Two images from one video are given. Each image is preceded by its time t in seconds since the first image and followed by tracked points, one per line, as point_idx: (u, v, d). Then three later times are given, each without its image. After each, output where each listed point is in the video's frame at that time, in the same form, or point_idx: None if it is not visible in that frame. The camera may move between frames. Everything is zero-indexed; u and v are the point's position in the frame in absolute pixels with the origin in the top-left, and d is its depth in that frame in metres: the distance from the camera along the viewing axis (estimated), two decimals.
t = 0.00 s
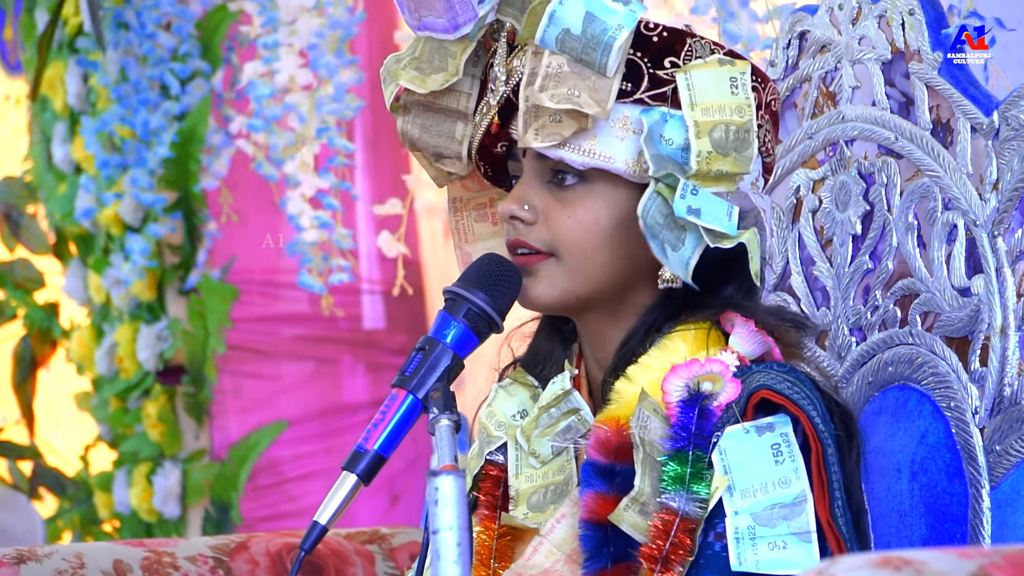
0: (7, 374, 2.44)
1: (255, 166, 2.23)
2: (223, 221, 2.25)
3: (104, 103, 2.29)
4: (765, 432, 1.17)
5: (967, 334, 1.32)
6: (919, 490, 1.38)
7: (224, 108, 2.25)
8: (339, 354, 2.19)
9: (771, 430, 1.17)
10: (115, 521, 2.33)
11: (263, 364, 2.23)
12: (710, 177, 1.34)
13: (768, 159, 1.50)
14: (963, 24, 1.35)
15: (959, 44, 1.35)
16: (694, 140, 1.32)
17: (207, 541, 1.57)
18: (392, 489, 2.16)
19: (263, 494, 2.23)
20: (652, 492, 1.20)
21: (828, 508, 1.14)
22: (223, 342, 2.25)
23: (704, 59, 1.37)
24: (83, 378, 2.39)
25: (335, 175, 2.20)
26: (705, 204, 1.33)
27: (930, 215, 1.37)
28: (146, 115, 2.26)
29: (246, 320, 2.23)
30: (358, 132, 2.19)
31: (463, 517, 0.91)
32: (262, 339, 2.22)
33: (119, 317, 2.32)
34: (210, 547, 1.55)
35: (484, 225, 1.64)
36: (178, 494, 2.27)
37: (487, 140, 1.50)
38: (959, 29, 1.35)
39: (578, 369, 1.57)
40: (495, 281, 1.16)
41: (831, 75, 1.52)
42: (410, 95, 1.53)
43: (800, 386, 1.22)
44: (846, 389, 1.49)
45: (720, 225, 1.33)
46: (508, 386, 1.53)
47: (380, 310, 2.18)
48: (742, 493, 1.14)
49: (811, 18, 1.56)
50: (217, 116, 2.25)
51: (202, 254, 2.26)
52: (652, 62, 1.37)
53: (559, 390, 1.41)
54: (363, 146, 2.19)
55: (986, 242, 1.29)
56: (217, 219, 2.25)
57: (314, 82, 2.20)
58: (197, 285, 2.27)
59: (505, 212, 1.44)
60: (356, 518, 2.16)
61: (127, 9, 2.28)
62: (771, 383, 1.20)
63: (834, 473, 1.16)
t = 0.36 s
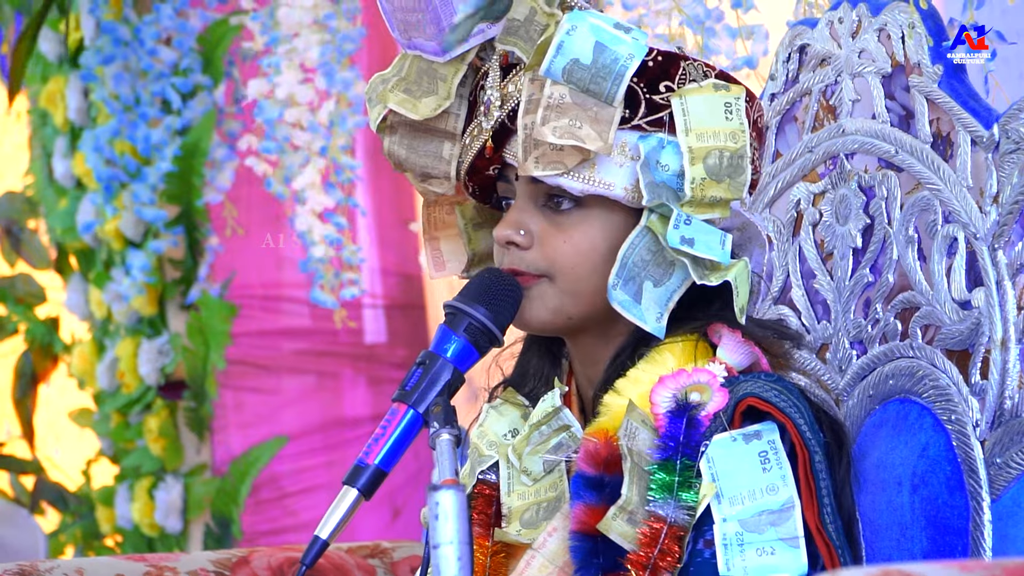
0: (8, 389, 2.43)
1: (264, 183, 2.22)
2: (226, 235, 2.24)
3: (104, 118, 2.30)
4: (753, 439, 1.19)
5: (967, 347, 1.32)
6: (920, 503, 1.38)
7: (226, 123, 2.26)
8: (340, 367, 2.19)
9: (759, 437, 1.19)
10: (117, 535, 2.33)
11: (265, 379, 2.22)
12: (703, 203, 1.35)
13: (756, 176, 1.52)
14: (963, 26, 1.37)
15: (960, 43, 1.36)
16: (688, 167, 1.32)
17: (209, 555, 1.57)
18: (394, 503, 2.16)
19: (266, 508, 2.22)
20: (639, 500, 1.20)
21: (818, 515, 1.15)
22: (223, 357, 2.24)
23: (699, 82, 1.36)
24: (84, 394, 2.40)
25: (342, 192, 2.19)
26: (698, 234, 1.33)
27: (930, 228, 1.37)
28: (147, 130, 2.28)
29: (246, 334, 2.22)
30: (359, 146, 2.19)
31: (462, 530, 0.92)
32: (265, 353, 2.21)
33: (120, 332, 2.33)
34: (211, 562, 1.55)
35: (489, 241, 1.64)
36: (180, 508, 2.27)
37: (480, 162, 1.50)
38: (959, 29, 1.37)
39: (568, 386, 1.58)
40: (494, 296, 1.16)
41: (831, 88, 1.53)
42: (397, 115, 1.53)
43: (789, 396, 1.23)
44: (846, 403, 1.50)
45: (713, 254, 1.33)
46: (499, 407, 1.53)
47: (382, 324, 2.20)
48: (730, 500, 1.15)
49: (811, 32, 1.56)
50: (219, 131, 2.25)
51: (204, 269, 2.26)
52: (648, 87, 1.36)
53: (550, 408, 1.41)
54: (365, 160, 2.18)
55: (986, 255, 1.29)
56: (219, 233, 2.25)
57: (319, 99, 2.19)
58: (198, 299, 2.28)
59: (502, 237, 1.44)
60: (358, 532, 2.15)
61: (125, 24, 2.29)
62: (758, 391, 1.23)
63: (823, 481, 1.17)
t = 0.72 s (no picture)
0: (8, 393, 2.42)
1: (260, 188, 2.22)
2: (223, 241, 2.24)
3: (103, 123, 2.29)
4: (759, 449, 1.19)
5: (966, 353, 1.32)
6: (919, 509, 1.38)
7: (227, 128, 2.24)
8: (339, 373, 2.21)
9: (765, 447, 1.19)
10: (116, 540, 2.33)
11: (265, 383, 2.22)
12: (693, 174, 1.32)
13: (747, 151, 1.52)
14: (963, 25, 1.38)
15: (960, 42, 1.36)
16: (673, 137, 1.31)
17: (206, 560, 1.57)
18: (393, 509, 2.16)
19: (266, 513, 2.23)
20: (643, 506, 1.18)
21: (819, 527, 1.18)
22: (224, 362, 2.24)
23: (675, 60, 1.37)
24: (84, 399, 2.38)
25: (363, 193, 2.20)
26: (682, 208, 1.32)
27: (930, 234, 1.37)
28: (149, 135, 2.26)
29: (248, 340, 2.22)
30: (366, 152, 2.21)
31: (462, 534, 0.92)
32: (264, 358, 2.22)
33: (120, 336, 2.32)
34: (210, 567, 1.55)
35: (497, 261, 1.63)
36: (179, 513, 2.27)
37: (471, 176, 1.52)
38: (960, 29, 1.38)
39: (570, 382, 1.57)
40: (494, 301, 1.15)
41: (831, 94, 1.53)
42: (385, 147, 1.53)
43: (795, 404, 1.25)
44: (846, 409, 1.50)
45: (697, 227, 1.32)
46: (496, 398, 1.55)
47: (382, 330, 2.21)
48: (736, 510, 1.15)
49: (811, 38, 1.56)
50: (219, 136, 2.24)
51: (203, 274, 2.26)
52: (625, 70, 1.37)
53: (549, 402, 1.41)
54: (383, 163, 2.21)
55: (986, 261, 1.29)
56: (218, 238, 2.24)
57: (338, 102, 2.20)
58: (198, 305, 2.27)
59: (504, 242, 1.44)
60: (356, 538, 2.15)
61: (120, 28, 2.26)
62: (763, 400, 1.23)
63: (826, 491, 1.20)
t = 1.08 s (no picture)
0: (8, 397, 2.41)
1: (269, 192, 2.23)
2: (223, 244, 2.24)
3: (104, 126, 2.29)
4: (784, 468, 1.15)
5: (966, 355, 1.32)
6: (919, 511, 1.38)
7: (224, 131, 2.25)
8: (338, 376, 2.21)
9: (790, 466, 1.15)
10: (116, 543, 2.32)
11: (264, 387, 2.23)
12: (678, 157, 1.29)
13: (761, 139, 1.44)
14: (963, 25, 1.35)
15: (958, 43, 1.35)
16: (653, 122, 1.29)
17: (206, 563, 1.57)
18: (393, 512, 2.17)
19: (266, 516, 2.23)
20: (669, 526, 1.15)
21: (844, 550, 1.15)
22: (223, 365, 2.23)
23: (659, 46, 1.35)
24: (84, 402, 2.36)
25: (361, 198, 2.21)
26: (664, 180, 1.27)
27: (929, 237, 1.37)
28: (146, 138, 2.26)
29: (246, 342, 2.22)
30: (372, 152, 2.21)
31: (462, 538, 0.92)
32: (264, 362, 2.22)
33: (119, 340, 2.32)
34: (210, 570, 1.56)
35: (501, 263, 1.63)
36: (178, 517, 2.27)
37: (478, 186, 1.53)
38: (959, 29, 1.35)
39: (592, 380, 1.52)
40: (494, 303, 1.15)
41: (830, 97, 1.53)
42: (402, 168, 1.55)
43: (821, 421, 1.22)
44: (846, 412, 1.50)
45: (681, 201, 1.26)
46: (519, 391, 1.53)
47: (381, 332, 2.21)
48: (760, 529, 1.11)
49: (810, 40, 1.56)
50: (218, 139, 2.25)
51: (202, 277, 2.26)
52: (609, 62, 1.36)
53: (571, 401, 1.41)
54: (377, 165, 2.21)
55: (985, 264, 1.29)
56: (217, 242, 2.25)
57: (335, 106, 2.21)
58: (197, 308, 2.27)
59: (507, 242, 1.42)
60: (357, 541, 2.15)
61: (126, 32, 2.27)
62: (791, 419, 1.20)
63: (852, 510, 1.17)
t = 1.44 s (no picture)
0: (7, 403, 2.36)
1: (265, 196, 2.24)
2: (225, 249, 2.24)
3: (104, 131, 2.30)
4: (799, 485, 1.12)
5: (965, 362, 1.32)
6: (918, 517, 1.38)
7: (225, 136, 2.25)
8: (338, 381, 2.21)
9: (805, 484, 1.12)
10: (116, 548, 2.32)
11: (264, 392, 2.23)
12: (672, 168, 1.24)
13: (776, 144, 1.35)
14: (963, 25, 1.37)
15: (959, 43, 1.36)
16: (644, 133, 1.24)
17: (207, 568, 1.58)
18: (393, 517, 2.17)
19: (264, 522, 2.26)
20: (683, 545, 1.12)
21: (860, 562, 1.13)
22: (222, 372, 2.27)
23: (660, 53, 1.29)
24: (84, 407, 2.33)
25: (345, 204, 2.21)
26: (648, 189, 1.23)
27: (929, 243, 1.37)
28: (143, 143, 2.28)
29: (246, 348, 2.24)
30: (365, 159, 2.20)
31: (462, 544, 0.92)
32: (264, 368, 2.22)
33: (119, 344, 2.31)
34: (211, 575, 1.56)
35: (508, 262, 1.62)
36: (178, 522, 2.29)
37: (492, 190, 1.52)
38: (959, 29, 1.37)
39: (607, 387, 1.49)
40: (495, 309, 1.15)
41: (830, 103, 1.53)
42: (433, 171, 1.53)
43: (836, 437, 1.20)
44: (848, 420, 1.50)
45: (667, 210, 1.22)
46: (535, 394, 1.52)
47: (380, 338, 2.20)
48: (775, 547, 1.09)
49: (810, 47, 1.56)
50: (219, 144, 2.25)
51: (203, 282, 2.26)
52: (609, 69, 1.31)
53: (587, 409, 1.39)
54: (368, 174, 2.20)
55: (985, 270, 1.29)
56: (218, 247, 2.25)
57: (324, 110, 2.22)
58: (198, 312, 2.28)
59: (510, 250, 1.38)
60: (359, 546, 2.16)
61: (126, 37, 2.27)
62: (807, 436, 1.18)
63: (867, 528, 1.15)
